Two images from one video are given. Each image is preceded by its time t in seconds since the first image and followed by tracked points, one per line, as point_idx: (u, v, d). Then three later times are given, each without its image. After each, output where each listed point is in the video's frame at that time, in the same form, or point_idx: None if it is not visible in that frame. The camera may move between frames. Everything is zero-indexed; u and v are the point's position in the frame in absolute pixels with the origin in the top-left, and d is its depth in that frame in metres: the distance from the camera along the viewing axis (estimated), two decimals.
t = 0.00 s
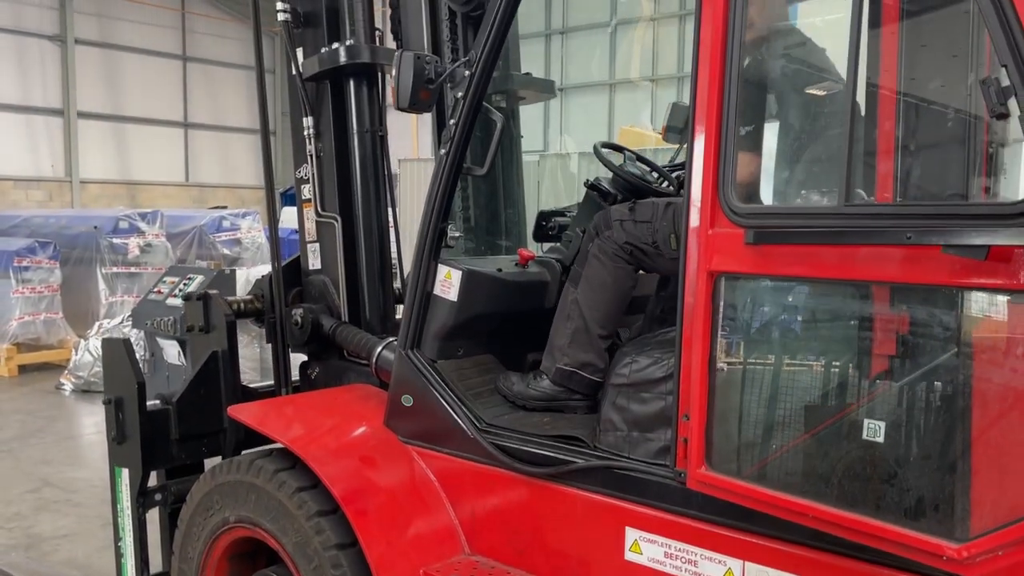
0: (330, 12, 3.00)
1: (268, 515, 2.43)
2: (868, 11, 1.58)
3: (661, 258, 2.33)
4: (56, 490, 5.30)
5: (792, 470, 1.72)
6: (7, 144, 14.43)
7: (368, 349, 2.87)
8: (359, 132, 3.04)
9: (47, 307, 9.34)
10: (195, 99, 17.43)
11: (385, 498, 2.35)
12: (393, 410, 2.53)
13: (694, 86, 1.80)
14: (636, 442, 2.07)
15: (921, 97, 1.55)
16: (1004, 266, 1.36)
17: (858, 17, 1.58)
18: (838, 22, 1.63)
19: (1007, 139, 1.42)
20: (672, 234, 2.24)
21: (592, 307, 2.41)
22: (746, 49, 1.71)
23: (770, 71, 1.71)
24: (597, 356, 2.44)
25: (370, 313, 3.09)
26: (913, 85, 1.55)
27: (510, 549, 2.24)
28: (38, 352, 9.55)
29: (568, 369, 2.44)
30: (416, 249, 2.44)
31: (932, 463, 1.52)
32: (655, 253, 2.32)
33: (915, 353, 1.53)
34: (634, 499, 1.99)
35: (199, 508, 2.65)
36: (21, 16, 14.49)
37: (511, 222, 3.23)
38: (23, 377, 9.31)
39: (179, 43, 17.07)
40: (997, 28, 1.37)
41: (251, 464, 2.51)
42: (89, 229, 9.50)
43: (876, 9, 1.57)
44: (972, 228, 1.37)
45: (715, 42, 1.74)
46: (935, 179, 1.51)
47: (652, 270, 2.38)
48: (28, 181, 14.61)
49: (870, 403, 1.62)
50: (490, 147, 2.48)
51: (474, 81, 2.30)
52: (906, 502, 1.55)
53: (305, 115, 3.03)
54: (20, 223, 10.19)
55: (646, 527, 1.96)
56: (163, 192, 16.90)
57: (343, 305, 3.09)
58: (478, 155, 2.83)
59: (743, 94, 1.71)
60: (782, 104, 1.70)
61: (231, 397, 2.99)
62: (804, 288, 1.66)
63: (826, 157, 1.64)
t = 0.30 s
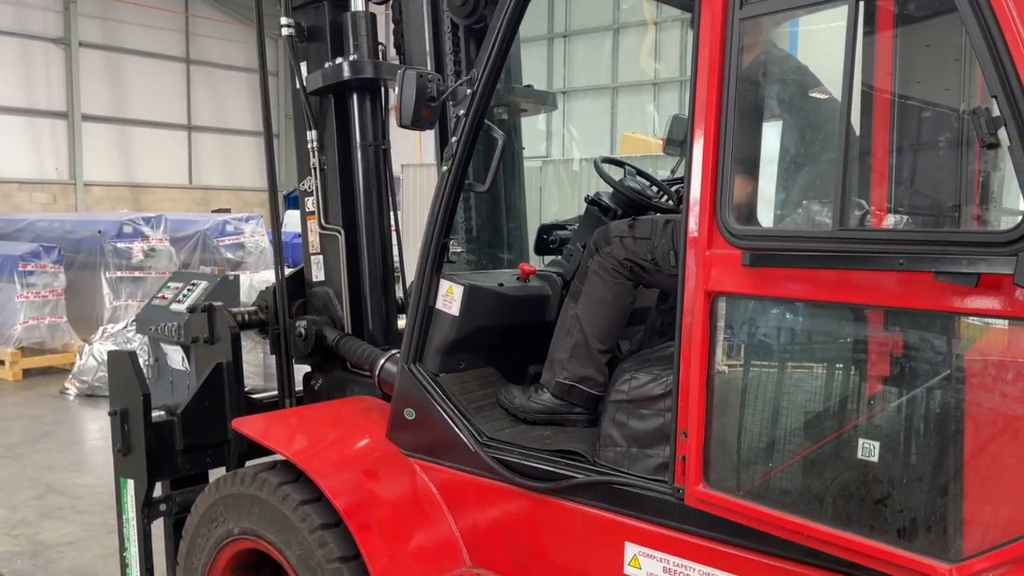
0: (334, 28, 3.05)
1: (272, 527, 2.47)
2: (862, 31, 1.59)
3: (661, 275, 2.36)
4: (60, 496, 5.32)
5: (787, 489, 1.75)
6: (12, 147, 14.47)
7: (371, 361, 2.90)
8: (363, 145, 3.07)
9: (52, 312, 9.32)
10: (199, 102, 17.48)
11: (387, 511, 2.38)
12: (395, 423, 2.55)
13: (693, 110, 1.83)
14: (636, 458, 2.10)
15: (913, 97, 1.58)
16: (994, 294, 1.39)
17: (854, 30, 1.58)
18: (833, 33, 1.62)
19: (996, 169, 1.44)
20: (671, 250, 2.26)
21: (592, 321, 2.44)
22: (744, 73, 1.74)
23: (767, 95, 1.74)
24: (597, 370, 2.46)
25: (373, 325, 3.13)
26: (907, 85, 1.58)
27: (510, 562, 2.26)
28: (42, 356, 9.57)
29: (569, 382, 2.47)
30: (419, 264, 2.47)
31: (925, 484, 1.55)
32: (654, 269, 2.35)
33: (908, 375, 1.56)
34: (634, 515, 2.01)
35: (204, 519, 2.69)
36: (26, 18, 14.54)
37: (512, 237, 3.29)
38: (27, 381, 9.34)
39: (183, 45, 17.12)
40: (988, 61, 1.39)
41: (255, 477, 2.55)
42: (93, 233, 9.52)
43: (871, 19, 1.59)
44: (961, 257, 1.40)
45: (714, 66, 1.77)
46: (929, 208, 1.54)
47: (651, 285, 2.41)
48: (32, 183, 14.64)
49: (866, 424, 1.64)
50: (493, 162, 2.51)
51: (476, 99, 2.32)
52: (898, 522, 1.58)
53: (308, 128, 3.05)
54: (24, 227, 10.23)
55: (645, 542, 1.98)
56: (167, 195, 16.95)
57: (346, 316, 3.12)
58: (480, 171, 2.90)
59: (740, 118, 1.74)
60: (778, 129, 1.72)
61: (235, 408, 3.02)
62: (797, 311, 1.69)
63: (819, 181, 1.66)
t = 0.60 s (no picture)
0: (337, 38, 3.08)
1: (277, 535, 2.51)
2: (858, 48, 1.60)
3: (661, 285, 2.39)
4: (64, 500, 5.35)
5: (783, 501, 1.78)
6: (16, 149, 14.54)
7: (375, 369, 2.93)
8: (366, 155, 3.10)
9: (55, 314, 9.37)
10: (202, 105, 17.52)
11: (391, 518, 2.41)
12: (398, 430, 2.58)
13: (692, 127, 1.86)
14: (635, 468, 2.13)
15: (909, 98, 1.58)
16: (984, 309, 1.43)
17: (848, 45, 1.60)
18: (831, 44, 1.64)
19: (989, 190, 1.47)
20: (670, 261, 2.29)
21: (591, 330, 2.47)
22: (742, 90, 1.77)
23: (763, 113, 1.77)
24: (598, 379, 2.49)
25: (376, 333, 3.16)
26: (905, 87, 1.58)
27: (512, 569, 2.29)
28: (46, 358, 9.60)
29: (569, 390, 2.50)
30: (422, 274, 2.50)
31: (918, 500, 1.58)
32: (653, 278, 2.37)
33: (902, 390, 1.59)
34: (633, 524, 2.04)
35: (209, 526, 2.72)
36: (30, 21, 14.61)
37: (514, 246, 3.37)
38: (32, 384, 9.37)
39: (187, 48, 17.16)
40: (980, 85, 1.42)
41: (261, 485, 2.58)
42: (97, 236, 9.56)
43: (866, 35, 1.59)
44: (953, 276, 1.43)
45: (712, 84, 1.80)
46: (923, 226, 1.56)
47: (651, 294, 2.43)
48: (36, 185, 14.70)
49: (862, 437, 1.67)
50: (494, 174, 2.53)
51: (478, 113, 2.35)
52: (892, 534, 1.62)
53: (312, 138, 3.09)
54: (29, 230, 10.28)
55: (645, 552, 2.01)
56: (170, 197, 16.99)
57: (349, 323, 3.16)
58: (482, 182, 2.98)
59: (738, 135, 1.78)
60: (774, 146, 1.75)
61: (239, 416, 3.06)
62: (793, 326, 1.73)
63: (814, 198, 1.69)
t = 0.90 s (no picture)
0: (341, 45, 3.12)
1: (282, 536, 2.55)
2: (854, 58, 1.63)
3: (661, 290, 2.41)
4: (71, 501, 5.40)
5: (779, 504, 1.81)
6: (20, 150, 14.61)
7: (378, 373, 2.97)
8: (369, 160, 3.13)
9: (60, 316, 9.42)
10: (205, 106, 17.58)
11: (394, 519, 2.45)
12: (401, 433, 2.61)
13: (690, 137, 1.89)
14: (635, 471, 2.16)
15: (904, 95, 1.62)
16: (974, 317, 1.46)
17: (844, 55, 1.61)
18: (828, 52, 1.65)
19: (980, 200, 1.50)
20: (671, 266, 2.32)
21: (591, 334, 2.50)
22: (739, 100, 1.80)
23: (760, 123, 1.79)
24: (598, 383, 2.52)
25: (379, 336, 3.19)
26: (898, 84, 1.62)
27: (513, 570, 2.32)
28: (51, 360, 9.65)
29: (569, 393, 2.53)
30: (424, 279, 2.53)
31: (911, 504, 1.61)
32: (653, 284, 2.40)
33: (895, 396, 1.63)
34: (633, 527, 2.07)
35: (215, 526, 2.76)
36: (34, 22, 14.68)
37: (516, 252, 3.40)
38: (37, 385, 9.42)
39: (190, 49, 17.22)
40: (971, 99, 1.45)
41: (266, 487, 2.62)
42: (102, 237, 9.60)
43: (861, 47, 1.62)
44: (943, 285, 1.47)
45: (709, 95, 1.84)
46: (916, 236, 1.60)
47: (651, 298, 2.46)
48: (40, 186, 14.77)
49: (856, 442, 1.70)
50: (496, 180, 2.55)
51: (480, 121, 2.37)
52: (885, 537, 1.65)
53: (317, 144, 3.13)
54: (34, 232, 10.34)
55: (643, 554, 2.04)
56: (173, 198, 17.05)
57: (353, 326, 3.19)
58: (484, 189, 3.08)
59: (734, 145, 1.81)
60: (768, 156, 1.78)
61: (245, 419, 3.10)
62: (787, 334, 1.76)
63: (808, 207, 1.72)
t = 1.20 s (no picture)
0: (344, 47, 3.15)
1: (286, 531, 2.58)
2: (848, 61, 1.67)
3: (660, 289, 2.44)
4: (74, 499, 5.44)
5: (774, 498, 1.85)
6: (24, 150, 14.65)
7: (380, 371, 3.00)
8: (372, 161, 3.17)
9: (64, 315, 9.45)
10: (208, 107, 17.63)
11: (396, 515, 2.49)
12: (403, 430, 2.65)
13: (688, 138, 1.92)
14: (633, 467, 2.19)
15: (894, 91, 1.66)
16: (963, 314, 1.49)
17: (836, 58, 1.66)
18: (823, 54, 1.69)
19: (971, 200, 1.53)
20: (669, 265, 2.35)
21: (590, 332, 2.53)
22: (735, 102, 1.83)
23: (756, 124, 1.82)
24: (597, 380, 2.56)
25: (382, 335, 3.23)
26: (890, 79, 1.65)
27: (514, 565, 2.36)
28: (55, 360, 9.69)
29: (568, 391, 2.57)
30: (426, 278, 2.56)
31: (902, 497, 1.65)
32: (652, 283, 2.43)
33: (887, 393, 1.66)
34: (631, 521, 2.11)
35: (219, 522, 2.80)
36: (36, 22, 14.72)
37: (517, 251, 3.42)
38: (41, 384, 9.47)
39: (192, 49, 17.25)
40: (961, 102, 1.48)
41: (270, 483, 2.66)
42: (105, 237, 9.63)
43: (855, 51, 1.66)
44: (934, 284, 1.50)
45: (706, 97, 1.87)
46: (910, 236, 1.63)
47: (649, 297, 2.49)
48: (43, 186, 14.82)
49: (849, 437, 1.74)
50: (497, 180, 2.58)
51: (481, 122, 2.40)
52: (877, 530, 1.68)
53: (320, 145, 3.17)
54: (38, 232, 10.39)
55: (641, 548, 2.08)
56: (176, 198, 17.11)
57: (355, 324, 3.23)
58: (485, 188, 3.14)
59: (731, 146, 1.84)
60: (765, 157, 1.81)
61: (249, 417, 3.14)
62: (782, 331, 1.79)
63: (803, 207, 1.76)
